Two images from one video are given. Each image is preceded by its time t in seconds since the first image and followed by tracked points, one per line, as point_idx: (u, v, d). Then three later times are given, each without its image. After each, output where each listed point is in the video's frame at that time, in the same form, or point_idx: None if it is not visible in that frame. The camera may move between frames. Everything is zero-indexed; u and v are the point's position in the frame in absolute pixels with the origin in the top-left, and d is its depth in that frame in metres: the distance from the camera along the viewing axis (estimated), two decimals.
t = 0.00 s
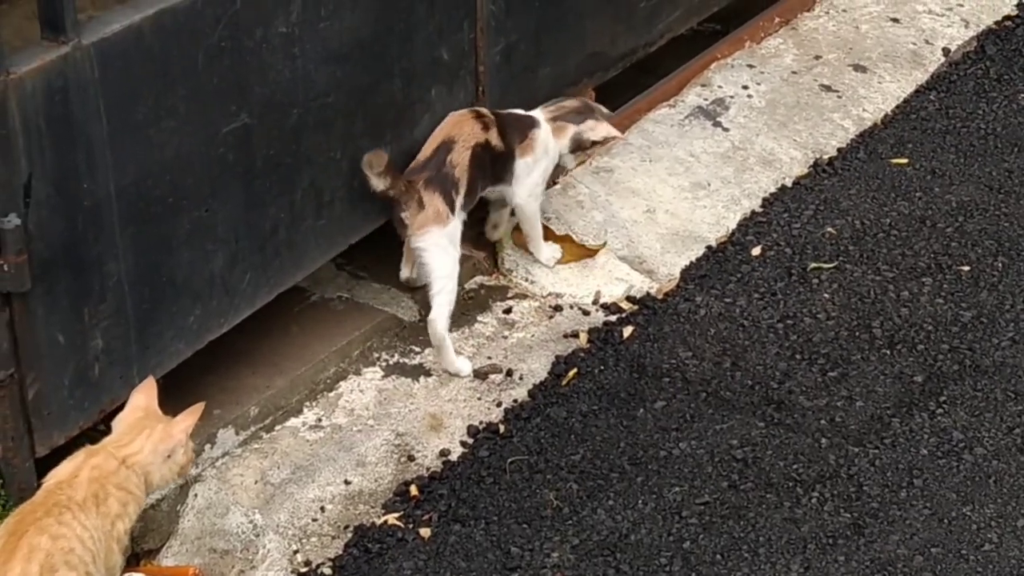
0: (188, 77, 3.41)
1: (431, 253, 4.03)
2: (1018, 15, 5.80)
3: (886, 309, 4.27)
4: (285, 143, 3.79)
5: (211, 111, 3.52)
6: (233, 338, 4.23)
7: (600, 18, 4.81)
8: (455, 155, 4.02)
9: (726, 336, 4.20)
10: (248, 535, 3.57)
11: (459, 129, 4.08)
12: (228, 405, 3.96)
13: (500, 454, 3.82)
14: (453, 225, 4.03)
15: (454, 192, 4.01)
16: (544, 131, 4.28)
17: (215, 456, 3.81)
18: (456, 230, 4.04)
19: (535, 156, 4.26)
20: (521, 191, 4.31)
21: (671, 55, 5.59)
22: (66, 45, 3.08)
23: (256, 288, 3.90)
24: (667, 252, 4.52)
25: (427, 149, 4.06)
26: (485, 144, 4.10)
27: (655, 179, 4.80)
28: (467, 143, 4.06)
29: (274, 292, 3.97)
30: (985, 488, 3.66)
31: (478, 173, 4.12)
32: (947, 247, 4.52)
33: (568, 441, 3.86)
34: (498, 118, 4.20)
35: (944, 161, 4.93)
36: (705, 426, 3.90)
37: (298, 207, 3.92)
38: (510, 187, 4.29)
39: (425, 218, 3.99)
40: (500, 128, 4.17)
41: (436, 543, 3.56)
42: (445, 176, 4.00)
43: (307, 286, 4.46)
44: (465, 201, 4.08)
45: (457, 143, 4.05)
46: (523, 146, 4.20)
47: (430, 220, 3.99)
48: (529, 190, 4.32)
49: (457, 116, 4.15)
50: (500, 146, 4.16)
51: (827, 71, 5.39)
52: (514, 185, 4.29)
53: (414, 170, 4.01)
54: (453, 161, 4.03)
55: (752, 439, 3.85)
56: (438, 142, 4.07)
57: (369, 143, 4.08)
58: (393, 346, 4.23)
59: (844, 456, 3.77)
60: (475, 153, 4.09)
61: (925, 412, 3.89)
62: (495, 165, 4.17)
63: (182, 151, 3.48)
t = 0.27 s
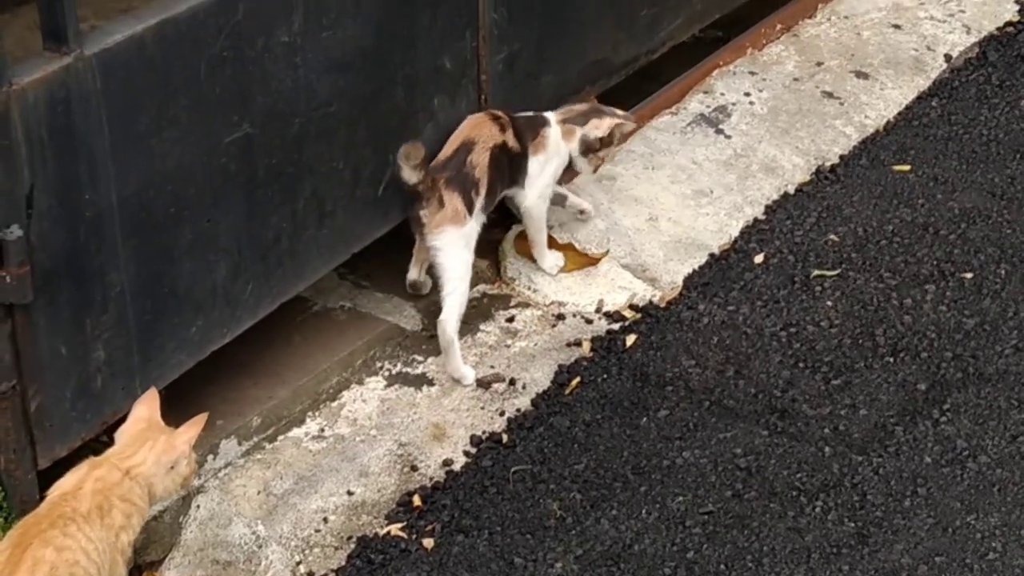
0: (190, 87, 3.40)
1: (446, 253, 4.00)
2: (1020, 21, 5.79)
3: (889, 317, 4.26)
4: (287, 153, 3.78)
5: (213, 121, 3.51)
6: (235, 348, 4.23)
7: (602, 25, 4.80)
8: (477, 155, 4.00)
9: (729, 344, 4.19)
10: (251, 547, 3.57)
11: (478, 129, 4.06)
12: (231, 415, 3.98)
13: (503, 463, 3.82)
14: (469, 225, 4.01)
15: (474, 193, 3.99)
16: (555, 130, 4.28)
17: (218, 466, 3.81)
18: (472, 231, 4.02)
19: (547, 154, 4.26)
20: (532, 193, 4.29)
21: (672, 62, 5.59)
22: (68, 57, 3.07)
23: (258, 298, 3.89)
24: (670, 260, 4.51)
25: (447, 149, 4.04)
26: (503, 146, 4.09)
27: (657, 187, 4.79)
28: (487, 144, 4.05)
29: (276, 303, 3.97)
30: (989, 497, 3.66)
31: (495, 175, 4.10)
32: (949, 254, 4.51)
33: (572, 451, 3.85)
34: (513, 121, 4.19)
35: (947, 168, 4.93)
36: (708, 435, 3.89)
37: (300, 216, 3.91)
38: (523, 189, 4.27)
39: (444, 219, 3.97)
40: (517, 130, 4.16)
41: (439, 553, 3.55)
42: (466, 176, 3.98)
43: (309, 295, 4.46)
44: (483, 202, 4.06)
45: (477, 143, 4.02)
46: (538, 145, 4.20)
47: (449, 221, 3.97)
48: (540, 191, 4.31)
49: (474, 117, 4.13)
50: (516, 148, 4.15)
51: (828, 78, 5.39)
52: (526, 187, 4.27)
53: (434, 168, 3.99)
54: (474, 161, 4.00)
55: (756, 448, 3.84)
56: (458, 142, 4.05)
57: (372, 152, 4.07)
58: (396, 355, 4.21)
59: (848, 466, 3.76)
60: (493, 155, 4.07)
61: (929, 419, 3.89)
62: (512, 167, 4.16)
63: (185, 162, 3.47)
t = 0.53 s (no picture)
0: (179, 107, 3.41)
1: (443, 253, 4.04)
2: (1012, 40, 5.81)
3: (881, 335, 4.26)
4: (278, 172, 3.79)
5: (203, 141, 3.52)
6: (226, 368, 4.22)
7: (594, 45, 4.81)
8: (479, 159, 4.04)
9: (721, 362, 4.18)
10: (241, 567, 3.56)
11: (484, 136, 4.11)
12: (221, 435, 3.94)
13: (495, 482, 3.81)
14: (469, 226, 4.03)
15: (474, 195, 4.02)
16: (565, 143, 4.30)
17: (208, 485, 3.80)
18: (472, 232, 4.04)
19: (555, 166, 4.27)
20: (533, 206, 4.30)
21: (664, 81, 5.60)
22: (57, 76, 3.08)
23: (248, 318, 3.89)
24: (662, 279, 4.50)
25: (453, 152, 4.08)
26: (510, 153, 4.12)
27: (650, 206, 4.79)
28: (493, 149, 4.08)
29: (266, 322, 3.97)
30: (982, 514, 3.67)
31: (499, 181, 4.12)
32: (941, 272, 4.51)
33: (563, 470, 3.84)
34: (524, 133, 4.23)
35: (938, 186, 4.93)
36: (700, 453, 3.88)
37: (290, 236, 3.92)
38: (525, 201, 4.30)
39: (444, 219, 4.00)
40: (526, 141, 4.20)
41: (430, 573, 3.54)
42: (467, 177, 4.00)
43: (301, 314, 4.46)
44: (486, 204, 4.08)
45: (481, 148, 4.06)
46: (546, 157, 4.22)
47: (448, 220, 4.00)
48: (541, 205, 4.32)
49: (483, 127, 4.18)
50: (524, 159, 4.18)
51: (820, 97, 5.40)
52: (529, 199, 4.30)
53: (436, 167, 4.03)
54: (476, 165, 4.04)
55: (748, 466, 3.83)
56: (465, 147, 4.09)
57: (362, 172, 4.08)
58: (388, 375, 4.21)
59: (840, 486, 3.76)
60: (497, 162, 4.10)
61: (920, 437, 3.90)
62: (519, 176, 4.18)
63: (174, 182, 3.47)
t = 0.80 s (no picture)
0: (145, 112, 3.39)
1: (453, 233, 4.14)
2: (985, 41, 5.82)
3: (854, 336, 4.26)
4: (246, 176, 3.77)
5: (170, 146, 3.49)
6: (197, 373, 4.20)
7: (567, 47, 4.80)
8: (482, 140, 4.10)
9: (694, 365, 4.18)
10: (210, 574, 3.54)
11: (486, 116, 4.15)
12: (191, 441, 3.94)
13: (466, 487, 3.79)
14: (479, 206, 4.12)
15: (481, 175, 4.10)
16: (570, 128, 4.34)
17: (177, 492, 3.78)
18: (482, 213, 4.14)
19: (559, 150, 4.31)
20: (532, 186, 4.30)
21: (638, 84, 5.59)
22: (20, 80, 3.05)
23: (217, 323, 3.87)
24: (635, 281, 4.50)
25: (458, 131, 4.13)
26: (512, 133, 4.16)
27: (623, 209, 4.78)
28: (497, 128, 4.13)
29: (235, 328, 3.95)
30: (953, 516, 3.67)
31: (505, 160, 4.19)
32: (914, 273, 4.52)
33: (534, 474, 3.83)
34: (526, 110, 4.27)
35: (911, 188, 4.93)
36: (672, 456, 3.87)
37: (260, 240, 3.90)
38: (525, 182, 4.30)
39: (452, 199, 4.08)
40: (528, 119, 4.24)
41: None
42: (473, 160, 4.08)
43: (273, 319, 4.43)
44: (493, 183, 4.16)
45: (484, 129, 4.12)
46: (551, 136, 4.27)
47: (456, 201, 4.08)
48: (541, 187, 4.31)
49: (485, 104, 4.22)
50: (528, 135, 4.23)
51: (794, 99, 5.40)
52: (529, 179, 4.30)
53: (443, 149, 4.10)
54: (480, 145, 4.10)
55: (719, 469, 3.82)
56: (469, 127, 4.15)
57: (333, 175, 4.06)
58: (359, 379, 4.19)
59: (812, 488, 3.75)
60: (501, 141, 4.16)
61: (892, 440, 3.90)
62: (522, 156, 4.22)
63: (140, 186, 3.45)
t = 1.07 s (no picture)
0: (98, 113, 3.35)
1: (415, 226, 4.16)
2: (948, 40, 5.83)
3: (814, 336, 4.26)
4: (203, 178, 3.74)
5: (124, 147, 3.46)
6: (155, 377, 4.17)
7: (528, 48, 4.79)
8: (447, 134, 4.12)
9: (655, 365, 4.17)
10: None
11: (452, 109, 4.17)
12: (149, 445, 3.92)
13: (425, 490, 3.77)
14: (439, 199, 4.14)
15: (443, 168, 4.12)
16: (539, 129, 4.40)
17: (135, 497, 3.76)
18: (442, 206, 4.16)
19: (528, 149, 4.37)
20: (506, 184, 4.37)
21: (602, 84, 5.59)
22: None
23: (174, 326, 3.85)
24: (596, 282, 4.49)
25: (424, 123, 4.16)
26: (478, 127, 4.20)
27: (585, 210, 4.77)
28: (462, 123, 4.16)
29: (193, 330, 3.92)
30: (911, 515, 3.67)
31: (468, 154, 4.21)
32: (875, 272, 4.52)
33: (494, 476, 3.82)
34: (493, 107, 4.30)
35: (873, 188, 4.94)
36: (632, 457, 3.87)
37: (217, 242, 3.87)
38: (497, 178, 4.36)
39: (415, 192, 4.10)
40: (495, 116, 4.27)
41: None
42: (436, 152, 4.09)
43: (233, 321, 4.41)
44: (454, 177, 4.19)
45: (448, 122, 4.14)
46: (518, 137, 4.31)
47: (418, 194, 4.10)
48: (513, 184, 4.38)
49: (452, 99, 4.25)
50: (493, 132, 4.26)
51: (757, 99, 5.40)
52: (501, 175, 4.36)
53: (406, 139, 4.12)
54: (445, 139, 4.12)
55: (679, 470, 3.82)
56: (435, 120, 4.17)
57: (291, 177, 4.04)
58: (319, 382, 4.16)
59: (770, 488, 3.75)
60: (465, 135, 4.18)
61: (852, 440, 3.90)
62: (488, 150, 4.26)
63: (93, 188, 3.42)
